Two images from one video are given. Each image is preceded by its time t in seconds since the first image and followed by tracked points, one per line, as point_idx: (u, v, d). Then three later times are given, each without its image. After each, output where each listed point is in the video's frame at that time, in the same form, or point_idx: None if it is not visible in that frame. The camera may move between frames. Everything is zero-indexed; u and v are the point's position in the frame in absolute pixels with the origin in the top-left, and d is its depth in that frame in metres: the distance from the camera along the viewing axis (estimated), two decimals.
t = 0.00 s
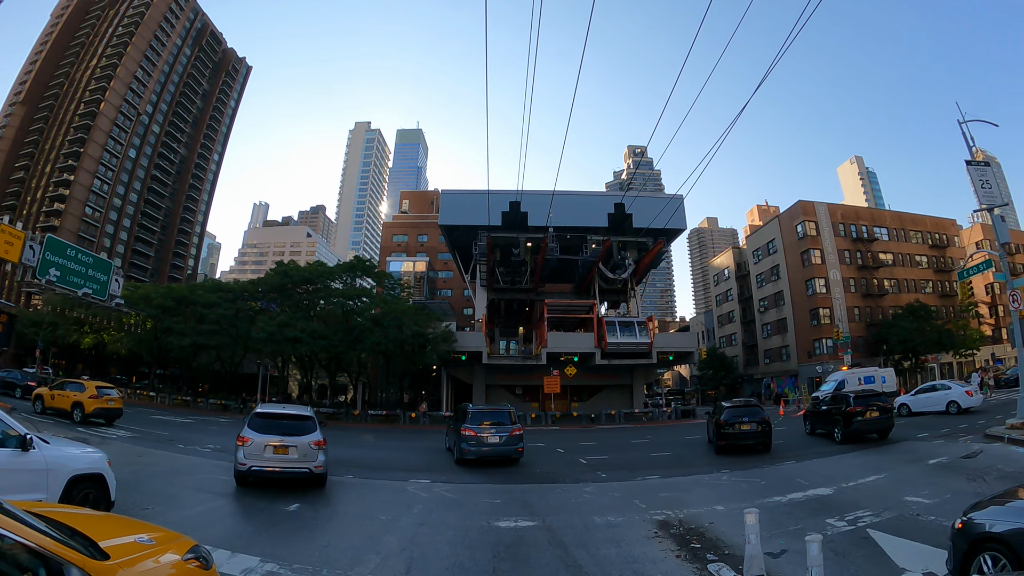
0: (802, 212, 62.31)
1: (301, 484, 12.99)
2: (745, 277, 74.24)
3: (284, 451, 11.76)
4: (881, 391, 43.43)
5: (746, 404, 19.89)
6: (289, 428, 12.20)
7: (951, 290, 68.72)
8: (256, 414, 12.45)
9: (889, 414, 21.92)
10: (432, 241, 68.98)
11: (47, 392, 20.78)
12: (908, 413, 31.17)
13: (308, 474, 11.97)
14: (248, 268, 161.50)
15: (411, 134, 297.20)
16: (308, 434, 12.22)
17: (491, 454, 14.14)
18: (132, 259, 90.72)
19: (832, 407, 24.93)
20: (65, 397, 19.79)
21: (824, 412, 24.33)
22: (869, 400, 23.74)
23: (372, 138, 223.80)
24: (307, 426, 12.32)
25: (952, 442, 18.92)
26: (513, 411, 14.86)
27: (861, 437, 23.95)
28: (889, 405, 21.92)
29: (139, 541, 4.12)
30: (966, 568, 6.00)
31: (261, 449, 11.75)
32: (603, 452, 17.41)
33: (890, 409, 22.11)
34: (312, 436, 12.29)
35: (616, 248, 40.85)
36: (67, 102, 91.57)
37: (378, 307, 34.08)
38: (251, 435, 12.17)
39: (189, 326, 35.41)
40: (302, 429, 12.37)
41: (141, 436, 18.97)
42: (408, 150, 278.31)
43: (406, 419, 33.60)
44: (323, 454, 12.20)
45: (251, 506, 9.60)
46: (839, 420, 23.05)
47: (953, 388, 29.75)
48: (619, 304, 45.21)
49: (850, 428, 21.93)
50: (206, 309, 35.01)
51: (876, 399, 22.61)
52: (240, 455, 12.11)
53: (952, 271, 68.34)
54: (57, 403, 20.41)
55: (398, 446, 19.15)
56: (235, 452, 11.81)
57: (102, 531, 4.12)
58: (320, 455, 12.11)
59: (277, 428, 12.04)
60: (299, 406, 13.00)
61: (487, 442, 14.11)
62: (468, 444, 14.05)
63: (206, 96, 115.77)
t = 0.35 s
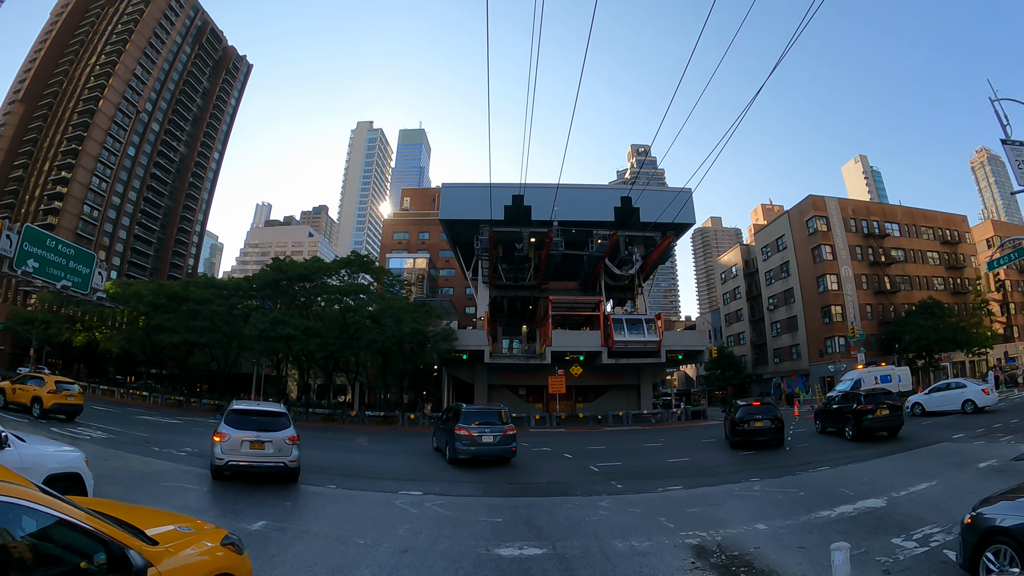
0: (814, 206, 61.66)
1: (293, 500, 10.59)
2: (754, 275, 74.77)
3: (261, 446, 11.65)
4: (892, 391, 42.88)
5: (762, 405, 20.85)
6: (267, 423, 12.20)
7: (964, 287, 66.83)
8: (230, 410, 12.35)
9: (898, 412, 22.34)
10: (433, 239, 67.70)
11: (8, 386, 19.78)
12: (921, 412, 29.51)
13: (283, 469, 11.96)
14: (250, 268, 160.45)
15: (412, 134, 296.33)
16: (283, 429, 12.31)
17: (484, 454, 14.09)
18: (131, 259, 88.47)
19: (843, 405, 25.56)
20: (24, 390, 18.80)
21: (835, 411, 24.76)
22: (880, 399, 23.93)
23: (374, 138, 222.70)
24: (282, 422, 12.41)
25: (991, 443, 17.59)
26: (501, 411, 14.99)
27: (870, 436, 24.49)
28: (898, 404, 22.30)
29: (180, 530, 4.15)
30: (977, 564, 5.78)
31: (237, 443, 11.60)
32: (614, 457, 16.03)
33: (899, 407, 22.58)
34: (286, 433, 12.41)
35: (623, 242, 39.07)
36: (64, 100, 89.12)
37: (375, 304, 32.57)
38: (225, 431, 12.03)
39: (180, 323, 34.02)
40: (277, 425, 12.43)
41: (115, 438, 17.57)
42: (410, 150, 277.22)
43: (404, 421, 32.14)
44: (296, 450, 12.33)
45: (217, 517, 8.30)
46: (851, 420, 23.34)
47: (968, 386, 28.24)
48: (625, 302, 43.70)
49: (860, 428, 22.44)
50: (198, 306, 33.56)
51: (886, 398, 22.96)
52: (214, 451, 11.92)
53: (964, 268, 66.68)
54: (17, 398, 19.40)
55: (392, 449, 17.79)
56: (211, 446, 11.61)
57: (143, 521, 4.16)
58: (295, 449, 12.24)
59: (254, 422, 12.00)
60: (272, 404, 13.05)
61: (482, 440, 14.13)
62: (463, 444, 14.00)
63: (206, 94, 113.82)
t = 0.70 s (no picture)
0: (825, 200, 60.30)
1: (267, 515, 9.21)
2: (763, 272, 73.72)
3: (229, 442, 11.52)
4: (908, 390, 41.13)
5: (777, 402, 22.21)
6: (238, 420, 12.07)
7: (977, 283, 65.04)
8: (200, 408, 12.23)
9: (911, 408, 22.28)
10: (435, 236, 66.44)
11: None
12: (937, 412, 27.74)
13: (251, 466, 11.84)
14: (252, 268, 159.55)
15: (415, 134, 295.47)
16: (252, 427, 12.19)
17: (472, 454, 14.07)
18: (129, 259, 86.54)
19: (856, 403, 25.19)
20: None
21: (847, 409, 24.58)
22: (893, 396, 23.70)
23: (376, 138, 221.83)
24: (251, 420, 12.29)
25: None
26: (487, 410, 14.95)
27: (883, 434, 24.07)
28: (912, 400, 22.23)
29: (207, 517, 4.82)
30: (994, 561, 5.58)
31: (206, 440, 11.46)
32: (629, 464, 14.62)
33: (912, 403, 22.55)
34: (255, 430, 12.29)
35: (631, 237, 37.59)
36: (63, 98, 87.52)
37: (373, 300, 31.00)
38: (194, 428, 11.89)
39: (171, 322, 32.44)
40: (246, 422, 12.30)
41: (86, 441, 16.13)
42: (412, 150, 276.35)
43: (404, 423, 30.67)
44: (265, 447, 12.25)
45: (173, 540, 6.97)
46: (865, 416, 23.01)
47: (986, 384, 26.59)
48: (632, 300, 42.19)
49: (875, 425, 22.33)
50: (189, 303, 32.00)
51: (900, 394, 22.73)
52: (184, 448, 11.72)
53: (978, 264, 64.88)
54: None
55: (386, 454, 16.44)
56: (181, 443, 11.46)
57: (173, 510, 4.80)
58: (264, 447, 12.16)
59: (224, 419, 11.87)
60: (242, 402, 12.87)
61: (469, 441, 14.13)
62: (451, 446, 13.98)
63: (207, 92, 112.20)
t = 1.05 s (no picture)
0: (838, 195, 58.68)
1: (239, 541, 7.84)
2: (773, 269, 72.37)
3: (194, 437, 11.09)
4: (928, 389, 39.50)
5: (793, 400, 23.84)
6: (202, 416, 11.55)
7: (991, 280, 63.30)
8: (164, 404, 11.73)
9: (926, 408, 22.20)
10: (437, 234, 65.10)
11: None
12: (955, 413, 26.08)
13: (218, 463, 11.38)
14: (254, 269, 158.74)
15: (417, 135, 294.61)
16: (217, 422, 11.71)
17: (458, 457, 13.80)
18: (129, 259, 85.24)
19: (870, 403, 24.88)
20: None
21: (861, 408, 24.49)
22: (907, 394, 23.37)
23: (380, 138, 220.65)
24: (215, 414, 11.81)
25: None
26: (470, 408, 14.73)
27: (898, 433, 23.68)
28: (927, 399, 22.17)
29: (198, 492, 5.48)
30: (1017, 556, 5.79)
31: (170, 436, 10.98)
32: (650, 473, 13.14)
33: (926, 403, 22.44)
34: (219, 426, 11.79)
35: (640, 231, 36.04)
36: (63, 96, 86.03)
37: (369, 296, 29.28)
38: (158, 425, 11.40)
39: (161, 320, 30.86)
40: (211, 418, 11.82)
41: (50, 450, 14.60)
42: (415, 151, 275.47)
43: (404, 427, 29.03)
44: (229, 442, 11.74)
45: None
46: (879, 415, 22.81)
47: (1009, 383, 24.93)
48: (640, 298, 40.67)
49: (888, 423, 22.30)
50: (179, 300, 30.38)
51: (915, 393, 22.53)
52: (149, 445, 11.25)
53: (993, 261, 63.13)
54: None
55: (381, 461, 15.00)
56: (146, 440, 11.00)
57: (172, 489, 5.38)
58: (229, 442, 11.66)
59: (189, 415, 11.38)
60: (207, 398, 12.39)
61: (456, 443, 13.87)
62: (436, 447, 13.71)
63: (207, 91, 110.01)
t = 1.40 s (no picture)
0: (855, 186, 56.85)
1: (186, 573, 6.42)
2: (787, 265, 70.46)
3: (160, 431, 11.24)
4: (954, 387, 37.75)
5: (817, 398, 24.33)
6: (167, 411, 11.61)
7: (1010, 275, 60.94)
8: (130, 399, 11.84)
9: (948, 404, 21.75)
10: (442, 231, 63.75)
11: None
12: (981, 412, 24.44)
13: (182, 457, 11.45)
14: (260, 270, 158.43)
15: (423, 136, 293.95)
16: (182, 416, 11.82)
17: (443, 456, 13.85)
18: (131, 259, 84.56)
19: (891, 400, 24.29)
20: None
21: (881, 405, 24.00)
22: (929, 392, 22.83)
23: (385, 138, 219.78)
24: (180, 409, 11.93)
25: None
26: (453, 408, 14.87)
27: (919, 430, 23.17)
28: (949, 396, 21.72)
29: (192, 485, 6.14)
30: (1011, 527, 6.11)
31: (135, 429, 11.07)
32: (679, 485, 11.54)
33: (948, 400, 22.01)
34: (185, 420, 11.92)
35: (652, 224, 34.47)
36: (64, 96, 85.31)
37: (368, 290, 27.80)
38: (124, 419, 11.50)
39: (153, 318, 29.45)
40: (177, 413, 11.93)
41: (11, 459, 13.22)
42: (420, 152, 274.54)
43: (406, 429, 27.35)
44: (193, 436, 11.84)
45: None
46: (900, 413, 22.34)
47: None
48: (653, 294, 39.07)
49: (910, 421, 21.89)
50: (170, 297, 29.01)
51: (937, 390, 22.06)
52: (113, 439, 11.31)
53: (1013, 255, 60.78)
54: None
55: (374, 470, 13.45)
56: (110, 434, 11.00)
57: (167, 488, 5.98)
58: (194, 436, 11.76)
59: (153, 409, 11.49)
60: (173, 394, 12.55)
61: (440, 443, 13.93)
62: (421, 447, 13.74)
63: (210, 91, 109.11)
